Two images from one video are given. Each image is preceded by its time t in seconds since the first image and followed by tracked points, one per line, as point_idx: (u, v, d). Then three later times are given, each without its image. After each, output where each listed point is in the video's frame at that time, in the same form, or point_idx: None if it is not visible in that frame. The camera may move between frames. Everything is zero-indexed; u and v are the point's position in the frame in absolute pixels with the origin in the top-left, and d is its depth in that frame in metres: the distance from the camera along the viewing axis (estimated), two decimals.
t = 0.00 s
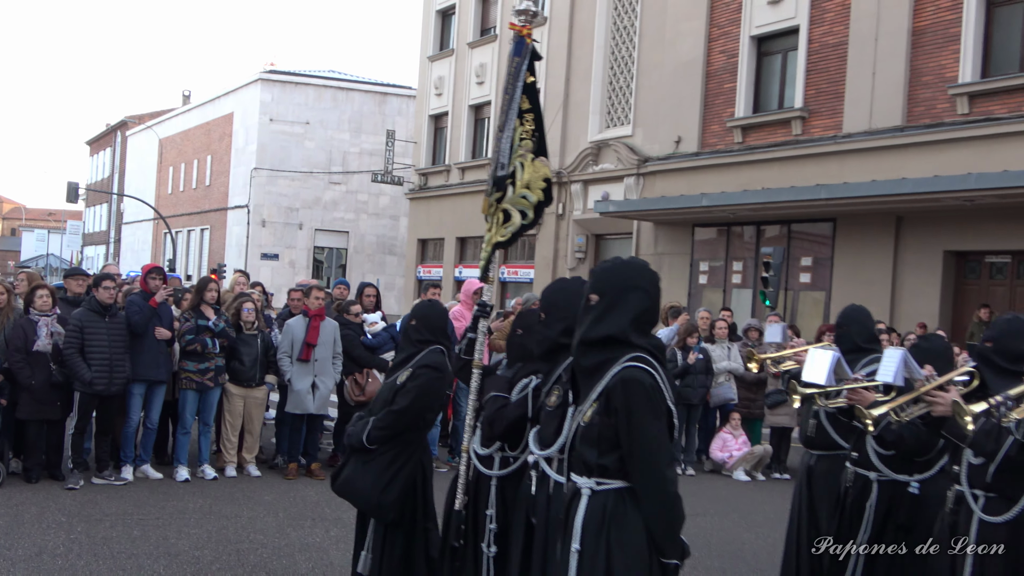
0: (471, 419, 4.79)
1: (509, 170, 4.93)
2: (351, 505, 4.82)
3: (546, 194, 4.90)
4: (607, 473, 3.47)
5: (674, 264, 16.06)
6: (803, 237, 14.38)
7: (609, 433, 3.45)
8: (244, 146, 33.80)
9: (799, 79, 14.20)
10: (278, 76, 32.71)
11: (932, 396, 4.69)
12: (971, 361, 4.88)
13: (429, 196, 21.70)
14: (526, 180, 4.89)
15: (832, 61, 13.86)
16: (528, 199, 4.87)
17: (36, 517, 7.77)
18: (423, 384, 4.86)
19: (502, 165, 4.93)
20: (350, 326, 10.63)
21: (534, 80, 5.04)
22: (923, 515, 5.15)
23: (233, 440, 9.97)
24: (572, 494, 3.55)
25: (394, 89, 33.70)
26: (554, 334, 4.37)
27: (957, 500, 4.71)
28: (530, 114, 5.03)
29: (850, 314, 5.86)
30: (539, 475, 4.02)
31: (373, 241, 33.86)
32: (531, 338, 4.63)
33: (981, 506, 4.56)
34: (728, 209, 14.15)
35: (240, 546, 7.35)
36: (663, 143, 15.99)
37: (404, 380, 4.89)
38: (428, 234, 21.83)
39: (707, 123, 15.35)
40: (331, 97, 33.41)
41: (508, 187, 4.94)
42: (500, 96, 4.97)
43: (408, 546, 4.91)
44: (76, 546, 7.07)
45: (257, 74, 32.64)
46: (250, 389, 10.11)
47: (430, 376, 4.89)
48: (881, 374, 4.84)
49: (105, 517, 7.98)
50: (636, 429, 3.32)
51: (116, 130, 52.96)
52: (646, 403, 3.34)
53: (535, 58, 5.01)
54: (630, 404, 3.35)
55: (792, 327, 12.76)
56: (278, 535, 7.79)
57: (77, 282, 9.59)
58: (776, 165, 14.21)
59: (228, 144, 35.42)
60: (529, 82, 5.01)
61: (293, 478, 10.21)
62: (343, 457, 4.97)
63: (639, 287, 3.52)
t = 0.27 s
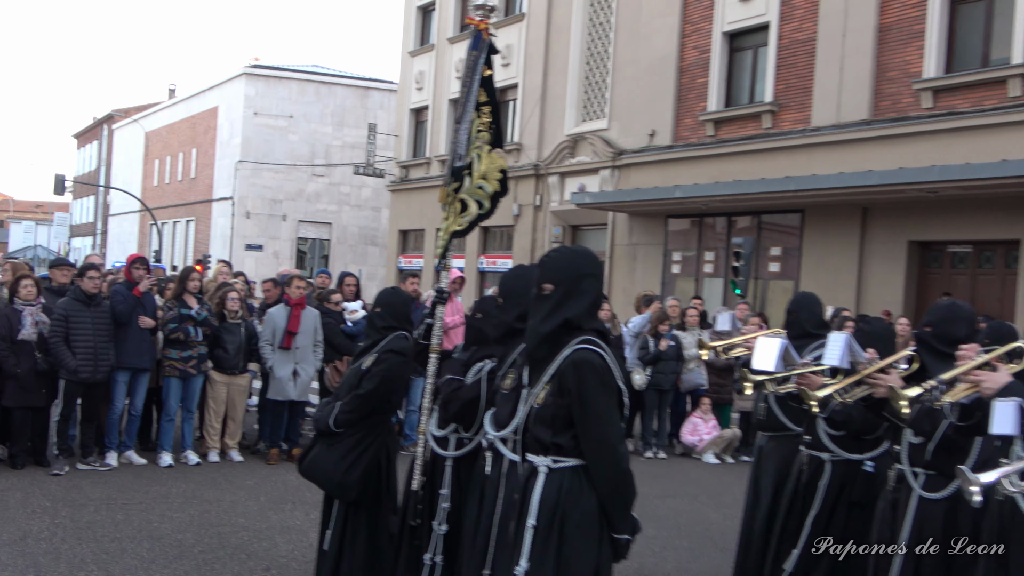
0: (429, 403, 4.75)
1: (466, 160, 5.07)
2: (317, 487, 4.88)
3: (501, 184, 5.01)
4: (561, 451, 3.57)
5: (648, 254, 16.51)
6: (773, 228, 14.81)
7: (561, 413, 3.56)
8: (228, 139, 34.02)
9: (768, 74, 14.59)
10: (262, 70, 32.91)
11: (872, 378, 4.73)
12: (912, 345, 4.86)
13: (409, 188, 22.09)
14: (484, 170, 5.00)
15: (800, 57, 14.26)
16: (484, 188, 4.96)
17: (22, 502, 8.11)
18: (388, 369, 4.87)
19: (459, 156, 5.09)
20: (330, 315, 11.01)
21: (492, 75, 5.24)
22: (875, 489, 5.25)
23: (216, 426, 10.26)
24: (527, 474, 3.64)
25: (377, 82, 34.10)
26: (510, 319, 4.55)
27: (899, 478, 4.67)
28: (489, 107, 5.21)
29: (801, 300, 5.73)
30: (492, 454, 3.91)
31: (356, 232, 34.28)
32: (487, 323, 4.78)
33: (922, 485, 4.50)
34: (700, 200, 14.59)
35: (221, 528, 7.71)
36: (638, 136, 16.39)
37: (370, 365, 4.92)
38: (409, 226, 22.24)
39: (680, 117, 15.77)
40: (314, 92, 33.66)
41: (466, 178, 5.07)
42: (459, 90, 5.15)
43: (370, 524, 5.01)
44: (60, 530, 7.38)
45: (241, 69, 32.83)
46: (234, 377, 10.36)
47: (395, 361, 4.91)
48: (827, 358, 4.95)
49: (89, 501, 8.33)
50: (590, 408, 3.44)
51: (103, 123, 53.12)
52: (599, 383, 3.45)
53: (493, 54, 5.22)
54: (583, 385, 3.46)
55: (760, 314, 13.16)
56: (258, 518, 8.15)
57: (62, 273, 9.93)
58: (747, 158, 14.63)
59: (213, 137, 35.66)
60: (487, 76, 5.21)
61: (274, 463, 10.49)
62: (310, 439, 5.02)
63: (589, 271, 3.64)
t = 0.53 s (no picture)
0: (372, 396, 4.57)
1: (408, 157, 4.75)
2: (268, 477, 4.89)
3: (445, 181, 4.73)
4: (514, 437, 3.47)
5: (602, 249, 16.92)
6: (722, 223, 15.28)
7: (510, 402, 3.45)
8: (188, 137, 33.96)
9: (717, 74, 15.06)
10: (221, 68, 32.92)
11: (806, 366, 4.67)
12: (841, 334, 4.78)
13: (367, 186, 22.40)
14: (426, 167, 4.72)
15: (747, 58, 14.73)
16: (427, 185, 4.70)
17: None
18: (342, 362, 4.82)
19: (401, 153, 4.76)
20: (289, 310, 11.26)
21: (434, 75, 4.90)
22: (811, 473, 5.08)
23: (176, 421, 10.42)
24: (478, 463, 3.51)
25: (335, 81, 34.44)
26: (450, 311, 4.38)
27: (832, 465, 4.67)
28: (430, 107, 4.89)
29: (738, 291, 5.68)
30: (438, 445, 3.80)
31: (316, 229, 34.53)
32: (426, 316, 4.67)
33: (857, 468, 4.52)
34: (651, 196, 15.05)
35: (181, 520, 7.96)
36: (591, 134, 16.79)
37: (324, 358, 4.88)
38: (367, 223, 22.54)
39: (632, 116, 16.20)
40: (273, 91, 33.68)
41: (407, 175, 4.75)
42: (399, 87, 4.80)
43: (320, 512, 5.04)
44: (20, 525, 7.57)
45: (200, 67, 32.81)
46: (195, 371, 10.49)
47: (348, 354, 4.85)
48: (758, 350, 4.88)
49: (50, 496, 8.53)
50: (541, 396, 3.35)
51: (61, 121, 52.77)
52: (547, 369, 3.38)
53: (435, 54, 4.88)
54: (532, 373, 3.36)
55: (708, 306, 13.60)
56: (218, 510, 8.40)
57: (19, 270, 10.07)
58: (697, 155, 15.09)
59: (172, 135, 35.60)
60: (428, 75, 4.87)
61: (234, 456, 10.67)
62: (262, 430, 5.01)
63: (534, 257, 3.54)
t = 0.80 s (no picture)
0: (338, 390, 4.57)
1: (373, 152, 4.82)
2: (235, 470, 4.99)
3: (410, 176, 4.80)
4: (470, 432, 3.49)
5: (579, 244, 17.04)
6: (697, 218, 15.42)
7: (467, 398, 3.48)
8: (165, 134, 33.82)
9: (692, 70, 15.19)
10: (198, 65, 32.81)
11: (768, 357, 4.60)
12: (801, 326, 4.68)
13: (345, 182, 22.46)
14: (391, 162, 4.79)
15: (721, 53, 14.86)
16: (393, 181, 4.78)
17: None
18: (310, 358, 4.93)
19: (365, 147, 4.81)
20: (265, 306, 11.29)
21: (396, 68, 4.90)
22: (773, 462, 5.14)
23: (153, 418, 10.45)
24: (434, 459, 3.52)
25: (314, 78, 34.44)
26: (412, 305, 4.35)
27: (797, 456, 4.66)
28: (393, 101, 4.90)
29: (699, 285, 5.81)
30: (401, 440, 3.83)
31: (295, 226, 34.54)
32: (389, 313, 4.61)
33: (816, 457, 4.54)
34: (627, 191, 15.20)
35: (157, 516, 8.00)
36: (568, 130, 16.89)
37: (291, 355, 4.98)
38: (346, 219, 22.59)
39: (608, 111, 16.31)
40: (250, 87, 33.63)
41: (373, 169, 4.83)
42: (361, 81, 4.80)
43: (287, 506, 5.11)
44: None
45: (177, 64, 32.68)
46: (171, 368, 10.50)
47: (317, 350, 4.96)
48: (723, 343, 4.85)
49: (25, 494, 8.55)
50: (498, 392, 3.38)
51: (37, 119, 52.46)
52: (504, 366, 3.41)
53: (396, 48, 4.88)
54: (489, 369, 3.40)
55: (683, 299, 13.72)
56: (194, 506, 8.44)
57: None
58: (673, 150, 15.21)
59: (150, 132, 35.47)
60: (390, 69, 4.87)
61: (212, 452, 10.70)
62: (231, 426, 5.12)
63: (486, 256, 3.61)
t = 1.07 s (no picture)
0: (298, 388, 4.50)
1: (330, 147, 4.80)
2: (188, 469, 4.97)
3: (369, 171, 4.81)
4: (405, 429, 3.49)
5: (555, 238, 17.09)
6: (672, 212, 15.49)
7: (404, 394, 3.47)
8: (139, 131, 33.56)
9: (666, 64, 15.24)
10: (171, 61, 32.56)
11: (726, 349, 4.56)
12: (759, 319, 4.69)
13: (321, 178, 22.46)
14: (350, 157, 4.79)
15: (695, 47, 14.92)
16: (353, 175, 4.77)
17: None
18: (264, 358, 4.88)
19: (321, 142, 4.77)
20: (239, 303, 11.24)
21: (347, 61, 4.93)
22: (735, 453, 5.20)
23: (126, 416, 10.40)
24: (372, 455, 3.53)
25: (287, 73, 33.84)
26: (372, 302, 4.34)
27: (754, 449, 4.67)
28: (345, 94, 4.92)
29: (660, 278, 5.80)
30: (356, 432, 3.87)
31: (271, 222, 34.52)
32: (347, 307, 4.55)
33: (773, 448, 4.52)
34: (603, 185, 15.24)
35: (131, 514, 7.96)
36: (544, 124, 16.91)
37: (245, 354, 4.93)
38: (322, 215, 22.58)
39: (583, 106, 16.35)
40: (224, 83, 33.46)
41: (330, 164, 4.80)
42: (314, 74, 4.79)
43: (245, 507, 5.05)
44: None
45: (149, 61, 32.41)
46: (144, 366, 10.45)
47: (272, 350, 4.90)
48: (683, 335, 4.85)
49: None
50: (434, 389, 3.36)
51: (8, 117, 51.98)
52: (442, 362, 3.39)
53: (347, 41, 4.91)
54: (427, 365, 3.38)
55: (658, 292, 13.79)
56: (169, 504, 8.41)
57: None
58: (648, 144, 15.27)
59: (123, 129, 35.20)
60: (342, 62, 4.89)
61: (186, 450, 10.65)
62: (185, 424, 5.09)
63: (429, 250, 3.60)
